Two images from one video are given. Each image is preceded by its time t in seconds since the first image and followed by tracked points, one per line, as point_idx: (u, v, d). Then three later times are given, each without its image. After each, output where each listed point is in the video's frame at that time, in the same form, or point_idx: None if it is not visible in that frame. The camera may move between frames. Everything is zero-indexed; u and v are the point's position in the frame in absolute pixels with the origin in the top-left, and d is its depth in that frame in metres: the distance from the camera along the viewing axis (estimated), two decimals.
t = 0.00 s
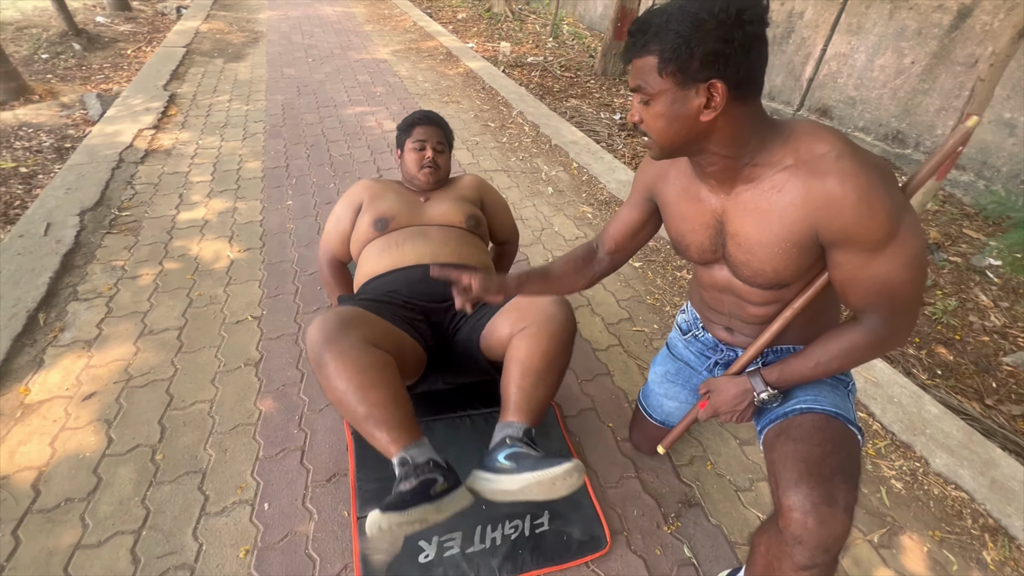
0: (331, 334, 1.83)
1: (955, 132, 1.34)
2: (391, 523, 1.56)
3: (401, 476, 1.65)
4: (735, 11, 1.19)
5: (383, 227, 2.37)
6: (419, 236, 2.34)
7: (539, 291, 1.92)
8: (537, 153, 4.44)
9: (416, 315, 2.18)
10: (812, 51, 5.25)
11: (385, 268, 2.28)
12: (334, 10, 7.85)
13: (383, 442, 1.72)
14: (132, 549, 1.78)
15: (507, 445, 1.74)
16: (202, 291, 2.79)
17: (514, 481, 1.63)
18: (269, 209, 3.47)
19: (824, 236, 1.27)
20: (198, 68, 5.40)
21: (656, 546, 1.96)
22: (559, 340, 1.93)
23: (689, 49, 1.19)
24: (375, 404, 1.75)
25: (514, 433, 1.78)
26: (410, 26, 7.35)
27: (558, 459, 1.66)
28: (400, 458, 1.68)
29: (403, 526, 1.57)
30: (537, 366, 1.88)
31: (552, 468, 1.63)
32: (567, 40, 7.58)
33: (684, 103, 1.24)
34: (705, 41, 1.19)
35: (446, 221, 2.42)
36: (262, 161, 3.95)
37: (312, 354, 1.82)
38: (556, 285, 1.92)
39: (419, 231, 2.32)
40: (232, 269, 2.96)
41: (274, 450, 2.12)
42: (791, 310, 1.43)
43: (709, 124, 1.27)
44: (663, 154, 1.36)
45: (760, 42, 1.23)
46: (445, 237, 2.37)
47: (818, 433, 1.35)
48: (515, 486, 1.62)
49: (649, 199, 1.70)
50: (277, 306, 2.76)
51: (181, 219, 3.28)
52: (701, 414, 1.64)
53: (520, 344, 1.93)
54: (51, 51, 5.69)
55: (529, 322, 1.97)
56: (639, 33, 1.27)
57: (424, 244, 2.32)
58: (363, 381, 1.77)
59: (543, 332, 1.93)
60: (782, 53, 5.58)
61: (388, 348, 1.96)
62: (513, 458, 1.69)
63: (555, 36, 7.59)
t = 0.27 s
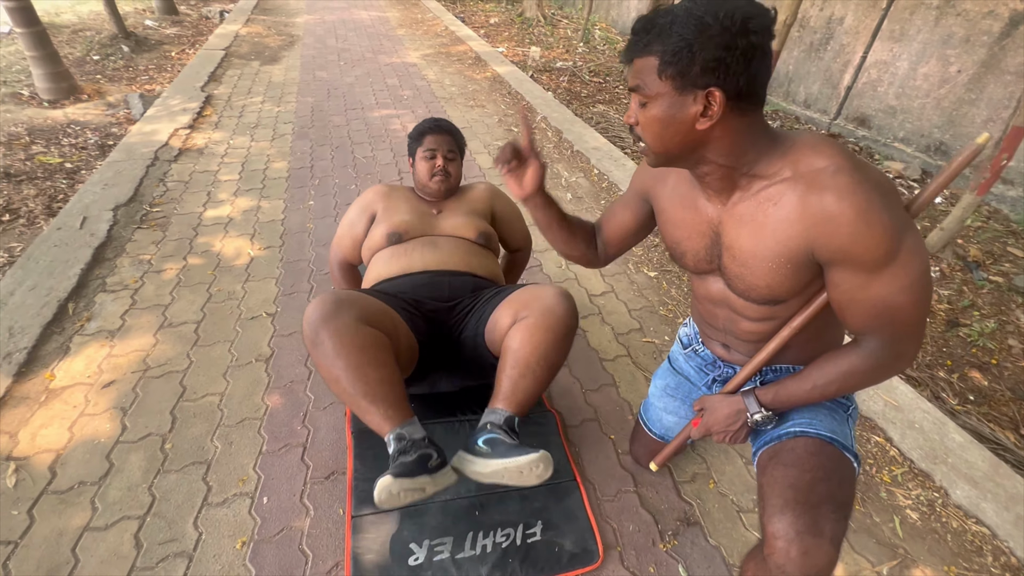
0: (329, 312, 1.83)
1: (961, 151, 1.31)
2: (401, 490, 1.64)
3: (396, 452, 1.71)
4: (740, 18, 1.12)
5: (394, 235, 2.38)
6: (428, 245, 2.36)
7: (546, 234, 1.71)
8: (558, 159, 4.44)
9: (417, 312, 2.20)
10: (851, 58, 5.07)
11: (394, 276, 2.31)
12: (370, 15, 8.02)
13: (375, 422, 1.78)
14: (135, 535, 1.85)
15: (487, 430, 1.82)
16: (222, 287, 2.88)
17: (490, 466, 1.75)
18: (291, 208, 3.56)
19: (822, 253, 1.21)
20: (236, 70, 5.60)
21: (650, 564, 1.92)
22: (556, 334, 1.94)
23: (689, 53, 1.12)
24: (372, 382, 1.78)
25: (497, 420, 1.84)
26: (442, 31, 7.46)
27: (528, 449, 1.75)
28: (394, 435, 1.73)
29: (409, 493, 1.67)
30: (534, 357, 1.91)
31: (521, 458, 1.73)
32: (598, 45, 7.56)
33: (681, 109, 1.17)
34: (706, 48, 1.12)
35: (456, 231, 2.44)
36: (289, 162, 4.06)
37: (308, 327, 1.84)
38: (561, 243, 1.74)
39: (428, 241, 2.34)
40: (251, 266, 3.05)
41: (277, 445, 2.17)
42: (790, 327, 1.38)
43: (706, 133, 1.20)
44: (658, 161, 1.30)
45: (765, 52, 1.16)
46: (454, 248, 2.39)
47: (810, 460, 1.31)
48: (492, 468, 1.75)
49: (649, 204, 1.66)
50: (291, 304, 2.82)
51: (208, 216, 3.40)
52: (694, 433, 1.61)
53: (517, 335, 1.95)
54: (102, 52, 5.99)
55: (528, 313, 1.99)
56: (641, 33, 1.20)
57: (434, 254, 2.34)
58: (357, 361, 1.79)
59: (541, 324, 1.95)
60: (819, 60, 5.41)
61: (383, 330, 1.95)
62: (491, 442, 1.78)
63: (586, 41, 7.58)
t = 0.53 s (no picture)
0: (353, 345, 1.87)
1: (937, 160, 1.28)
2: (339, 530, 1.43)
3: (382, 490, 1.61)
4: (695, 24, 1.12)
5: (395, 229, 2.46)
6: (427, 237, 2.41)
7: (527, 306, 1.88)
8: (573, 162, 4.45)
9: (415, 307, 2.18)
10: (882, 64, 4.94)
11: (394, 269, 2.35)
12: (398, 19, 8.19)
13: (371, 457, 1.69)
14: (135, 510, 1.94)
15: (490, 475, 1.67)
16: (235, 279, 3.00)
17: (500, 511, 1.58)
18: (307, 205, 3.67)
19: (793, 260, 1.19)
20: (265, 72, 5.79)
21: (631, 566, 1.92)
22: (531, 369, 1.94)
23: (649, 63, 1.13)
24: (377, 415, 1.73)
25: (495, 462, 1.73)
26: (468, 35, 7.57)
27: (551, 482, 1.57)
28: (384, 473, 1.64)
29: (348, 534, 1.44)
30: (516, 390, 1.88)
31: (544, 492, 1.54)
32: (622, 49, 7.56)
33: (649, 116, 1.18)
34: (665, 55, 1.12)
35: (456, 227, 2.50)
36: (308, 161, 4.19)
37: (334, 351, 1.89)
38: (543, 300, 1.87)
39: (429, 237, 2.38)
40: (264, 260, 3.16)
41: (275, 432, 2.24)
42: (765, 333, 1.36)
43: (676, 139, 1.20)
44: (633, 169, 1.30)
45: (725, 55, 1.15)
46: (454, 241, 2.42)
47: (773, 462, 1.33)
48: (498, 514, 1.57)
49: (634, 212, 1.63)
50: (299, 298, 2.91)
51: (227, 212, 3.53)
52: (671, 432, 1.62)
53: (494, 369, 1.93)
54: (141, 53, 6.27)
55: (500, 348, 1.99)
56: (607, 45, 1.22)
57: (432, 246, 2.39)
58: (366, 394, 1.76)
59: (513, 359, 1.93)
60: (849, 66, 5.28)
61: (402, 365, 1.96)
62: (496, 489, 1.62)
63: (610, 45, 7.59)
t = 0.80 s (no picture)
0: (321, 283, 1.96)
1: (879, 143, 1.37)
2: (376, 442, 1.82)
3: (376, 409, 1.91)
4: (632, 25, 1.24)
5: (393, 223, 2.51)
6: (425, 236, 2.47)
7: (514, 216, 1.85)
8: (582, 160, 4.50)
9: (410, 294, 2.32)
10: (911, 65, 4.75)
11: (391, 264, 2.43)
12: (421, 20, 8.35)
13: (359, 382, 1.96)
14: (140, 474, 2.08)
15: (453, 397, 1.97)
16: (246, 265, 3.15)
17: (453, 428, 1.90)
18: (319, 198, 3.81)
19: (739, 242, 1.27)
20: (289, 70, 6.00)
21: (605, 549, 1.96)
22: (531, 318, 2.04)
23: (594, 61, 1.25)
24: (358, 348, 1.95)
25: (464, 391, 1.98)
26: (489, 35, 7.67)
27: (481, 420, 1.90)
28: (375, 395, 1.93)
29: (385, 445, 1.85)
30: (512, 335, 2.02)
31: (473, 429, 1.87)
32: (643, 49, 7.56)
33: (597, 111, 1.30)
34: (607, 54, 1.24)
35: (455, 225, 2.55)
36: (323, 155, 4.33)
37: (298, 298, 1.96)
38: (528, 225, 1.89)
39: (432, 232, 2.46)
40: (275, 248, 3.30)
41: (273, 409, 2.35)
42: (723, 317, 1.41)
43: (624, 131, 1.32)
44: (593, 162, 1.42)
45: (663, 52, 1.25)
46: (450, 240, 2.48)
47: (733, 443, 1.34)
48: (454, 431, 1.90)
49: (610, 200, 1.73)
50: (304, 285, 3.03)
51: (244, 202, 3.70)
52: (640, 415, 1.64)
53: (496, 316, 2.05)
54: (174, 52, 6.55)
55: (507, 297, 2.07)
56: (560, 49, 1.34)
57: (431, 245, 2.45)
58: (343, 329, 1.94)
59: (518, 305, 2.04)
60: (876, 66, 5.09)
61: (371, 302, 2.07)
62: (455, 409, 1.93)
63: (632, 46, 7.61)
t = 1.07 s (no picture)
0: (325, 311, 2.04)
1: (840, 148, 1.50)
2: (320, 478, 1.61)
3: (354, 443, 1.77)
4: (611, 25, 1.30)
5: (396, 217, 2.61)
6: (424, 229, 2.55)
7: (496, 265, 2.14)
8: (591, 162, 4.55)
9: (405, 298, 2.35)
10: (932, 70, 4.64)
11: (391, 256, 2.51)
12: (439, 23, 8.48)
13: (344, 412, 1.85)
14: (148, 453, 2.19)
15: (453, 437, 1.84)
16: (257, 259, 3.26)
17: (454, 468, 1.73)
18: (331, 195, 3.93)
19: (710, 238, 1.32)
20: (308, 71, 6.18)
21: (588, 539, 2.00)
22: (519, 345, 2.06)
23: (575, 61, 1.31)
24: (350, 377, 1.91)
25: (462, 426, 1.88)
26: (506, 38, 7.75)
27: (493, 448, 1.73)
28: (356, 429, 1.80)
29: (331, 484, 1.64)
30: (499, 362, 2.01)
31: (484, 457, 1.70)
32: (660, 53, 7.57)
33: (579, 108, 1.36)
34: (587, 53, 1.30)
35: (454, 217, 2.62)
36: (337, 155, 4.46)
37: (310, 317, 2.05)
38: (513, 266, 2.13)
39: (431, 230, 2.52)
40: (285, 243, 3.41)
41: (276, 396, 2.45)
42: (699, 312, 1.49)
43: (605, 128, 1.38)
44: (577, 157, 1.49)
45: (641, 52, 1.32)
46: (448, 233, 2.55)
47: (696, 432, 1.46)
48: (453, 469, 1.72)
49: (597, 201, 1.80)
50: (311, 279, 3.13)
51: (259, 199, 3.83)
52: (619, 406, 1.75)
53: (482, 343, 2.07)
54: (199, 53, 6.76)
55: (493, 322, 2.14)
56: (545, 48, 1.41)
57: (429, 236, 2.52)
58: (340, 356, 1.94)
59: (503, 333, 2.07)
60: (896, 71, 4.98)
61: (372, 333, 2.13)
62: (455, 450, 1.78)
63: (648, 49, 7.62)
